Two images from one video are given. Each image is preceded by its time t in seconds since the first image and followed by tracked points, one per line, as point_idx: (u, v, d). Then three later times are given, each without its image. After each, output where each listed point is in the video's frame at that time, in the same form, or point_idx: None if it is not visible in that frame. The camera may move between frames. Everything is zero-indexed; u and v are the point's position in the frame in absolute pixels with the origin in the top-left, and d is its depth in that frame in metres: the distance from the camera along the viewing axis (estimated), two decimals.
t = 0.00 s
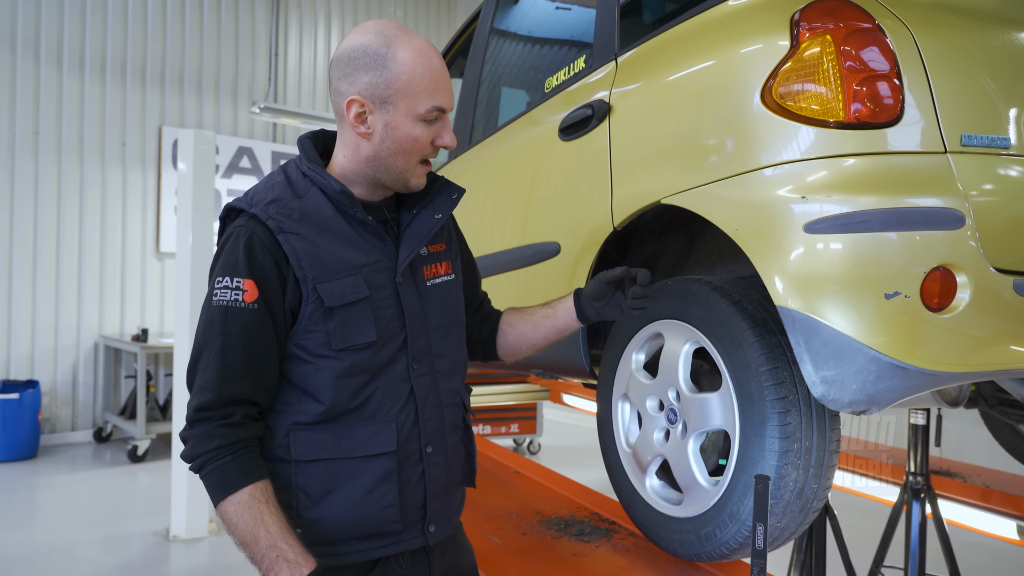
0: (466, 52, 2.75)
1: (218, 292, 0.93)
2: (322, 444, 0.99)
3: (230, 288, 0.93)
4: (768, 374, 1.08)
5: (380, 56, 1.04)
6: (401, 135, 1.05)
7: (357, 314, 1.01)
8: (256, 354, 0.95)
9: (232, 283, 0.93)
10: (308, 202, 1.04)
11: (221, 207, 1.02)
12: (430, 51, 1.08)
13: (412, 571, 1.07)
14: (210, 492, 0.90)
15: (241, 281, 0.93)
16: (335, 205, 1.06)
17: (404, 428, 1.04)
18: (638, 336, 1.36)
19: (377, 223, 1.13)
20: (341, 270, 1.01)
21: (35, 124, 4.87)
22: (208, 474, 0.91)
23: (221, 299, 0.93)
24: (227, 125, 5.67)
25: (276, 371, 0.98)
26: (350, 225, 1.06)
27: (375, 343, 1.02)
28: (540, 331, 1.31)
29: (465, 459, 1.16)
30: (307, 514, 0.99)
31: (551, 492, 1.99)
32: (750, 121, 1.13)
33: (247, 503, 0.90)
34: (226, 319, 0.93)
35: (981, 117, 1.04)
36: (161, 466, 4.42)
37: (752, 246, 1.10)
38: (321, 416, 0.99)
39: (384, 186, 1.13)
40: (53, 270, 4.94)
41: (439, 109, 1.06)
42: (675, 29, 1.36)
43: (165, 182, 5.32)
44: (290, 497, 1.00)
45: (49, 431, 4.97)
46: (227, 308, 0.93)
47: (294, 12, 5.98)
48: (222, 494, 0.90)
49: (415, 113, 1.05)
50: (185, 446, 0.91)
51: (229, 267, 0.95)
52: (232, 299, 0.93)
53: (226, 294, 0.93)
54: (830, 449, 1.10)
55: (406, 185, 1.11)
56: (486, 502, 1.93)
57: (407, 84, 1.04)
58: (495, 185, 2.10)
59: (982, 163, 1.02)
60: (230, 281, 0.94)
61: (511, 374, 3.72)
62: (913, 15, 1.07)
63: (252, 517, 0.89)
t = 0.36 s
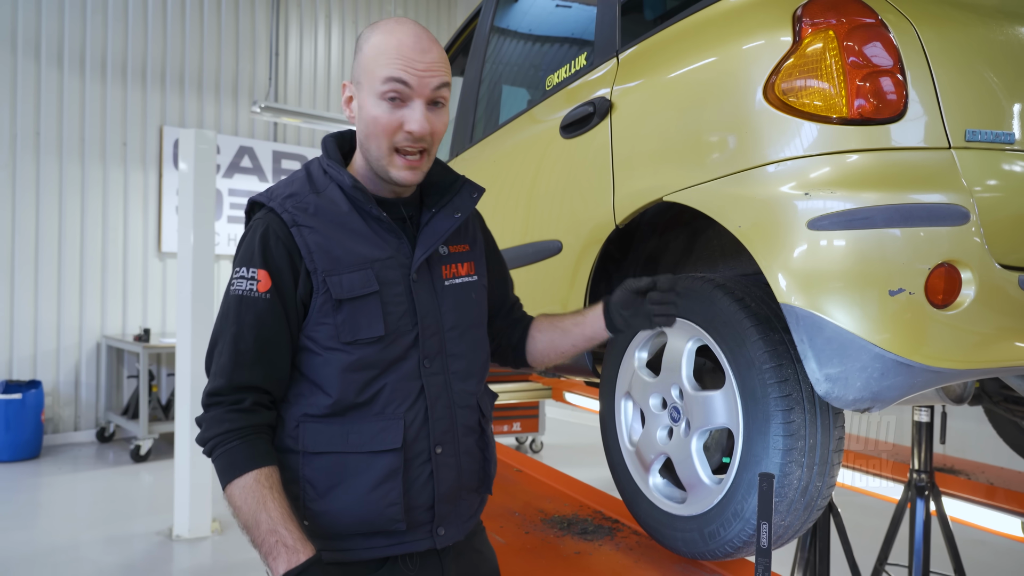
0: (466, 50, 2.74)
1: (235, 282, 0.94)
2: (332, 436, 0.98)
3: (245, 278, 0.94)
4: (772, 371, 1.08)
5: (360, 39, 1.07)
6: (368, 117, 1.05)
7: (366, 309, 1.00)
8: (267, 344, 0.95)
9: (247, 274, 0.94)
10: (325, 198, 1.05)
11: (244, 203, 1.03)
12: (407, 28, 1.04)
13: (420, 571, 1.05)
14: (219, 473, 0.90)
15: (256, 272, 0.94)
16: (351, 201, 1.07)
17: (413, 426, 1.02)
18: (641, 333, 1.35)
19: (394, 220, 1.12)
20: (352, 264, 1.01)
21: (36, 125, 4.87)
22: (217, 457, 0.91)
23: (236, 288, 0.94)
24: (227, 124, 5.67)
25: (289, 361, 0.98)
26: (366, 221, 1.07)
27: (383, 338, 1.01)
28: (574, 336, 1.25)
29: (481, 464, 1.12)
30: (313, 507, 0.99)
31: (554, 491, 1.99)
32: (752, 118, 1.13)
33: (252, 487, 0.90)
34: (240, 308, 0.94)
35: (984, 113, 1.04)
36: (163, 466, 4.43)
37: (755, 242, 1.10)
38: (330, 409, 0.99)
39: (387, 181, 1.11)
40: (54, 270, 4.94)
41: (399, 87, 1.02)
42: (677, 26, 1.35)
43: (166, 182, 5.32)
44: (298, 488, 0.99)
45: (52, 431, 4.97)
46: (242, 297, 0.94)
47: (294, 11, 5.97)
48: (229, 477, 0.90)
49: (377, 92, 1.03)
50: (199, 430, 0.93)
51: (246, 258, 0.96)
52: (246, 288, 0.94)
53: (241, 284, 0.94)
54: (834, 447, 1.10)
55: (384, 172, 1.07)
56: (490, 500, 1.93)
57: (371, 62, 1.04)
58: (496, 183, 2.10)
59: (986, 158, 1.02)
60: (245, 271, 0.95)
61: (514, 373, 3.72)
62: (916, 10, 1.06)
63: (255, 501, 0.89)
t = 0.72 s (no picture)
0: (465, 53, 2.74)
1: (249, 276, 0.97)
2: (338, 430, 0.97)
3: (257, 272, 0.96)
4: (773, 373, 1.08)
5: (399, 43, 1.10)
6: (398, 115, 1.05)
7: (368, 304, 1.00)
8: (278, 338, 0.95)
9: (260, 268, 0.96)
10: (338, 199, 1.06)
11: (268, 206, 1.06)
12: (445, 35, 1.07)
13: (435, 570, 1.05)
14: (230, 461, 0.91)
15: (269, 267, 0.96)
16: (363, 200, 1.07)
17: (415, 424, 1.00)
18: (641, 335, 1.35)
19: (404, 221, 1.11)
20: (357, 259, 1.01)
21: (35, 129, 4.87)
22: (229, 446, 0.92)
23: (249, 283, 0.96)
24: (227, 127, 5.67)
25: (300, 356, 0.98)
26: (375, 220, 1.06)
27: (385, 332, 1.00)
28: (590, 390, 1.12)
29: (493, 468, 1.08)
30: (321, 499, 0.98)
31: (554, 493, 1.99)
32: (752, 119, 1.13)
33: (257, 473, 0.89)
34: (252, 301, 0.95)
35: (983, 114, 1.04)
36: (163, 469, 4.42)
37: (753, 242, 1.10)
38: (337, 403, 0.98)
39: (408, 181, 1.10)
40: (54, 273, 4.94)
41: (432, 87, 1.04)
42: (676, 27, 1.35)
43: (165, 185, 5.31)
44: (306, 480, 0.99)
45: (51, 435, 4.96)
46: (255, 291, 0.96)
47: (293, 14, 5.98)
48: (237, 464, 0.90)
49: (410, 91, 1.05)
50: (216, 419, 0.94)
51: (260, 254, 0.98)
52: (258, 282, 0.95)
53: (254, 278, 0.96)
54: (834, 449, 1.10)
55: (407, 171, 1.06)
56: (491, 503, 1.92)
57: (407, 64, 1.06)
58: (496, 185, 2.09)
59: (985, 159, 1.01)
60: (258, 267, 0.97)
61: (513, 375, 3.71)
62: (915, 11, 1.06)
63: (257, 486, 0.88)
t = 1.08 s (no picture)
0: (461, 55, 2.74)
1: (269, 270, 0.94)
2: (353, 432, 0.97)
3: (280, 267, 0.93)
4: (770, 375, 1.08)
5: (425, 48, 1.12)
6: (423, 112, 1.06)
7: (393, 304, 1.00)
8: (299, 334, 0.94)
9: (282, 263, 0.94)
10: (361, 196, 1.05)
11: (285, 198, 1.04)
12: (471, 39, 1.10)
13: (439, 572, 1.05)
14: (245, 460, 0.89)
15: (291, 262, 0.94)
16: (387, 200, 1.07)
17: (434, 425, 1.01)
18: (639, 336, 1.35)
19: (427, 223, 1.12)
20: (383, 259, 1.01)
21: (30, 131, 4.85)
22: (243, 445, 0.90)
23: (270, 277, 0.93)
24: (223, 129, 5.66)
25: (316, 353, 0.98)
26: (399, 221, 1.07)
27: (409, 334, 1.01)
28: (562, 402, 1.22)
29: (500, 469, 1.11)
30: (334, 500, 0.97)
31: (551, 495, 1.98)
32: (748, 120, 1.13)
33: (278, 472, 0.87)
34: (274, 297, 0.93)
35: (979, 115, 1.04)
36: (159, 472, 4.40)
37: (750, 242, 1.10)
38: (353, 404, 0.98)
39: (430, 179, 1.10)
40: (49, 276, 4.92)
41: (459, 84, 1.05)
42: (673, 29, 1.35)
43: (161, 187, 5.30)
44: (318, 482, 0.98)
45: (47, 438, 4.94)
46: (276, 286, 0.93)
47: (289, 15, 5.98)
48: (255, 464, 0.88)
49: (437, 89, 1.06)
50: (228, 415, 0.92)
51: (282, 248, 0.96)
52: (281, 277, 0.93)
53: (276, 273, 0.94)
54: (832, 450, 1.10)
55: (431, 167, 1.06)
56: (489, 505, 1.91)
57: (434, 64, 1.08)
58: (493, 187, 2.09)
59: (981, 160, 1.02)
60: (280, 260, 0.94)
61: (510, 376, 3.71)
62: (911, 13, 1.06)
63: (280, 487, 0.86)
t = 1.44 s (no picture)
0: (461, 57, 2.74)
1: (279, 274, 0.92)
2: (368, 434, 0.97)
3: (291, 270, 0.92)
4: (772, 376, 1.08)
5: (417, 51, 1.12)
6: (417, 113, 1.06)
7: (406, 305, 1.00)
8: (314, 337, 0.94)
9: (293, 266, 0.93)
10: (366, 196, 1.05)
11: (284, 199, 1.02)
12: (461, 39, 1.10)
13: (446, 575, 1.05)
14: (275, 470, 0.87)
15: (302, 264, 0.93)
16: (391, 200, 1.07)
17: (447, 425, 1.02)
18: (640, 338, 1.35)
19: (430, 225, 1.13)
20: (394, 261, 1.01)
21: (28, 134, 4.85)
22: (269, 456, 0.88)
23: (281, 281, 0.92)
24: (221, 131, 5.66)
25: (330, 355, 0.97)
26: (404, 222, 1.07)
27: (420, 335, 1.01)
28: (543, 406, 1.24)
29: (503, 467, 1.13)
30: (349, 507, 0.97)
31: (552, 497, 1.98)
32: (749, 122, 1.13)
33: (311, 479, 0.88)
34: (286, 300, 0.92)
35: (979, 117, 1.04)
36: (159, 475, 4.39)
37: (751, 243, 1.10)
38: (366, 406, 0.97)
39: (428, 181, 1.10)
40: (48, 279, 4.92)
41: (451, 84, 1.05)
42: (673, 31, 1.35)
43: (160, 190, 5.30)
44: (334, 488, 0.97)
45: (46, 442, 4.94)
46: (287, 290, 0.92)
47: (288, 18, 5.99)
48: (286, 472, 0.87)
49: (430, 90, 1.06)
50: (246, 429, 0.89)
51: (289, 251, 0.94)
52: (292, 281, 0.92)
53: (286, 277, 0.92)
54: (834, 451, 1.10)
55: (428, 168, 1.06)
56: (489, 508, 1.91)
57: (426, 65, 1.08)
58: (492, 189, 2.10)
59: (982, 161, 1.02)
60: (290, 264, 0.93)
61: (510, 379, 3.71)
62: (911, 15, 1.07)
63: (315, 493, 0.87)
